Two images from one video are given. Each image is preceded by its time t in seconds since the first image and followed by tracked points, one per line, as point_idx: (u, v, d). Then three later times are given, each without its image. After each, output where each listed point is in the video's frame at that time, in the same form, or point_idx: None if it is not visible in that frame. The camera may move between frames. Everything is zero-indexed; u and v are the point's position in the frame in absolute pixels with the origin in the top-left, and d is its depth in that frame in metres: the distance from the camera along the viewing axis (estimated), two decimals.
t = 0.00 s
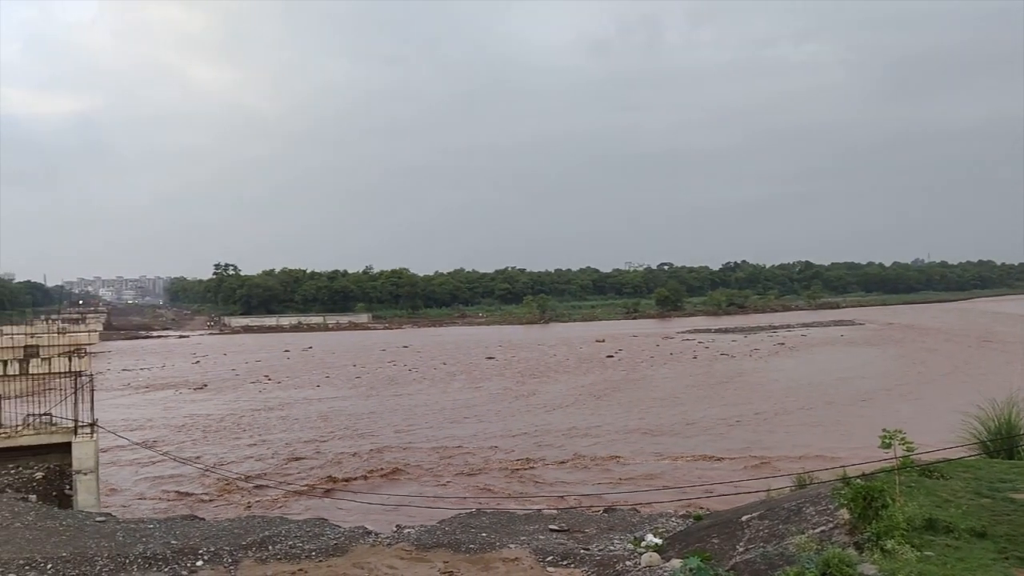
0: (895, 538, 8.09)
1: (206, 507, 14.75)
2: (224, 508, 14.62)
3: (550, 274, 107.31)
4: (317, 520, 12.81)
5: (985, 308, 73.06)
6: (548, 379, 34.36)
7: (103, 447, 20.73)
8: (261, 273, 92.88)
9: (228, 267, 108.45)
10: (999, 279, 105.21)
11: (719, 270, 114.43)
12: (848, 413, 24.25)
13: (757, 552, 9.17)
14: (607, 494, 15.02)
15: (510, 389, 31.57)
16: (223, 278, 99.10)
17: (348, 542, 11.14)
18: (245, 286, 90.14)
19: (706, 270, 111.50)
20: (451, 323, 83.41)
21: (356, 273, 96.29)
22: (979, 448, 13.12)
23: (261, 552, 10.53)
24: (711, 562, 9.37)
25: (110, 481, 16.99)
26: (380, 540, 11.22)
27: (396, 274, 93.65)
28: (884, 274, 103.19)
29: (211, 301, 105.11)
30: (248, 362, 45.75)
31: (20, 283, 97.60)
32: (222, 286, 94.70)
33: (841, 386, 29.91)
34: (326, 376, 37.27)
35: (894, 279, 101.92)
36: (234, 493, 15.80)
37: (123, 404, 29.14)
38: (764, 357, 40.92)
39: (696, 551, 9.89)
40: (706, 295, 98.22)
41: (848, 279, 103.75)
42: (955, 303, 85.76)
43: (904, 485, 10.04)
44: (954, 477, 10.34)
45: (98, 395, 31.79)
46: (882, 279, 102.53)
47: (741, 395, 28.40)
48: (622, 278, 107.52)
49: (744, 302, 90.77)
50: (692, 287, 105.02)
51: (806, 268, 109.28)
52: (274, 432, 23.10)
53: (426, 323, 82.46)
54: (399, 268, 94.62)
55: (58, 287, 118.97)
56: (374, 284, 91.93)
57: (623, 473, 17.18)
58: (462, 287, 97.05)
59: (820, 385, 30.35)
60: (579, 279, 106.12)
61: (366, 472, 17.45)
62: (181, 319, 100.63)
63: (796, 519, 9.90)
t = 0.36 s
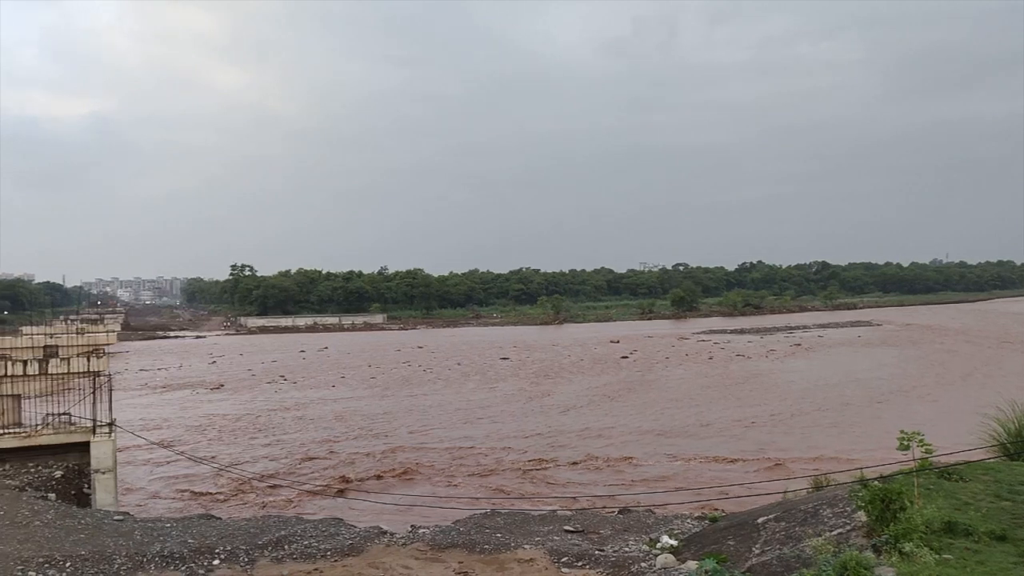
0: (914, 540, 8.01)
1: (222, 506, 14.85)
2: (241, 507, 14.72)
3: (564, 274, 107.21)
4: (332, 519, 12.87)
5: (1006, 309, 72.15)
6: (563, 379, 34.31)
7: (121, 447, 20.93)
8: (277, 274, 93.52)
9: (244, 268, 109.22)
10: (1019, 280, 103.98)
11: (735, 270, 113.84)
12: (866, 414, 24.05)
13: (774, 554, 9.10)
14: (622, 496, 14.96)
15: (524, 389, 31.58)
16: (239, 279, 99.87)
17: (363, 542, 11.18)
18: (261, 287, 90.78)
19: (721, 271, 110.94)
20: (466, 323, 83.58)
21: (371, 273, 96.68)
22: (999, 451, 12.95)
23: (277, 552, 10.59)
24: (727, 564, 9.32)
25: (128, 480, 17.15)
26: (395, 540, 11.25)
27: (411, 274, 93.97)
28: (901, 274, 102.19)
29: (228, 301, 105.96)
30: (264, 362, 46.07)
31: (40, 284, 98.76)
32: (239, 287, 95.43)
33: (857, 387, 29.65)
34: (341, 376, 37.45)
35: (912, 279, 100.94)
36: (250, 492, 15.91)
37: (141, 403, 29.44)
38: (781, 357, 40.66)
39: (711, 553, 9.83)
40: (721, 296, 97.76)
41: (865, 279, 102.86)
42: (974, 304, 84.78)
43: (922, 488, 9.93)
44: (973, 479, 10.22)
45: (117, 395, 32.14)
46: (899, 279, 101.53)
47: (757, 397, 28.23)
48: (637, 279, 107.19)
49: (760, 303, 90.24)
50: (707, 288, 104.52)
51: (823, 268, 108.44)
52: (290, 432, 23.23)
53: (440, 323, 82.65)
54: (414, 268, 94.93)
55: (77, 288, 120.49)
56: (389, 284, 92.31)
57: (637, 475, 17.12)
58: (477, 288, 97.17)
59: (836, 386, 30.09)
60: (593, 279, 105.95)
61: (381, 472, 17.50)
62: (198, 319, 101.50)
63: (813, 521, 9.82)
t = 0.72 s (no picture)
0: (933, 543, 7.90)
1: (239, 505, 14.96)
2: (257, 506, 14.81)
3: (579, 275, 107.11)
4: (348, 519, 12.91)
5: None
6: (578, 380, 34.29)
7: (139, 446, 21.13)
8: (294, 275, 94.19)
9: (260, 270, 110.01)
10: None
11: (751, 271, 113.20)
12: (883, 416, 23.82)
13: (791, 557, 9.03)
14: (637, 497, 14.92)
15: (539, 390, 31.58)
16: (256, 280, 100.70)
17: (379, 542, 11.21)
18: (278, 288, 91.45)
19: (737, 271, 110.37)
20: (481, 324, 83.83)
21: (386, 274, 97.11)
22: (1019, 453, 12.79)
23: (294, 551, 10.66)
24: (743, 566, 9.25)
25: (146, 480, 17.32)
26: (410, 541, 11.28)
27: (426, 275, 94.37)
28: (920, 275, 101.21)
29: (244, 302, 106.86)
30: (281, 362, 46.44)
31: (60, 286, 99.92)
32: (255, 288, 96.18)
33: (874, 389, 29.41)
34: (357, 377, 37.66)
35: (931, 279, 99.94)
36: (267, 492, 16.03)
37: (160, 404, 29.76)
38: (797, 358, 40.40)
39: (728, 555, 9.76)
40: (738, 297, 97.33)
41: (883, 280, 101.98)
42: (994, 305, 83.78)
43: (940, 490, 9.84)
44: (993, 482, 10.09)
45: (135, 395, 32.49)
46: (918, 280, 100.54)
47: (773, 398, 28.06)
48: (652, 279, 106.88)
49: (776, 304, 89.68)
50: (723, 289, 104.03)
51: (840, 268, 107.59)
52: (305, 432, 23.36)
53: (455, 324, 82.90)
54: (429, 269, 95.35)
55: (97, 290, 122.02)
56: (404, 285, 92.74)
57: (651, 476, 17.08)
58: (492, 289, 97.28)
59: (853, 388, 29.88)
60: (608, 280, 105.80)
61: (396, 473, 17.58)
62: (216, 320, 102.40)
63: (830, 523, 9.74)
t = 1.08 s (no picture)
0: (952, 545, 7.82)
1: (254, 503, 15.03)
2: (272, 503, 14.88)
3: (594, 274, 106.82)
4: (362, 517, 12.94)
5: None
6: (592, 380, 34.19)
7: (155, 444, 21.31)
8: (309, 275, 94.64)
9: (276, 269, 110.62)
10: None
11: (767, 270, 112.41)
12: (900, 417, 23.52)
13: (808, 557, 8.96)
14: (651, 497, 14.86)
15: (552, 389, 31.49)
16: (272, 279, 101.26)
17: (394, 540, 11.23)
18: (294, 287, 91.93)
19: (753, 271, 109.63)
20: (495, 323, 83.83)
21: (401, 273, 97.35)
22: None
23: (309, 548, 10.69)
24: (759, 566, 9.17)
25: (163, 477, 17.47)
26: (425, 539, 11.30)
27: (441, 274, 94.59)
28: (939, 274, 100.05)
29: (260, 301, 107.50)
30: (297, 361, 46.65)
31: (79, 284, 100.95)
32: (271, 286, 96.74)
33: (891, 389, 29.09)
34: (373, 375, 37.75)
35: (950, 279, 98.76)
36: (283, 490, 16.11)
37: (177, 401, 29.99)
38: (813, 358, 40.00)
39: (744, 555, 9.70)
40: (754, 296, 96.68)
41: (901, 280, 100.88)
42: (1015, 305, 82.67)
43: (960, 491, 9.73)
44: (1013, 484, 9.97)
45: (153, 393, 32.75)
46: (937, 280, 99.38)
47: (788, 398, 27.80)
48: (667, 279, 106.41)
49: (793, 304, 88.96)
50: (739, 288, 103.39)
51: (858, 268, 106.58)
52: (318, 430, 23.45)
53: (469, 323, 82.97)
54: (444, 268, 95.62)
55: (116, 289, 123.20)
56: (419, 284, 92.96)
57: (666, 475, 17.00)
58: (506, 288, 97.18)
59: (870, 388, 29.58)
60: (623, 279, 105.44)
61: (410, 471, 17.61)
62: (232, 319, 103.12)
63: (847, 525, 9.65)
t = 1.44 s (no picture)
0: (971, 546, 7.73)
1: (270, 499, 15.12)
2: (287, 500, 14.95)
3: (608, 272, 106.52)
4: (377, 514, 12.97)
5: None
6: (606, 378, 34.11)
7: (172, 440, 21.50)
8: (325, 273, 95.11)
9: (292, 266, 111.29)
10: None
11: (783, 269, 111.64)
12: (917, 417, 23.24)
13: (824, 558, 8.88)
14: (666, 497, 14.79)
15: (566, 387, 31.42)
16: (287, 277, 101.82)
17: (408, 537, 11.25)
18: (309, 285, 92.43)
19: (769, 269, 108.88)
20: (509, 321, 83.84)
21: (415, 271, 97.61)
22: None
23: (324, 545, 10.73)
24: (775, 566, 9.11)
25: (179, 472, 17.61)
26: (439, 536, 11.32)
27: (455, 273, 94.84)
28: (958, 273, 98.94)
29: (276, 299, 108.19)
30: (312, 358, 46.89)
31: (98, 281, 102.04)
32: (287, 284, 97.22)
33: (909, 389, 28.79)
34: (387, 373, 37.89)
35: (969, 278, 97.61)
36: (299, 486, 16.20)
37: (194, 398, 30.23)
38: (830, 358, 39.64)
39: (759, 555, 9.64)
40: (769, 295, 96.00)
41: (918, 279, 99.91)
42: None
43: (979, 492, 9.62)
44: None
45: (170, 390, 33.06)
46: (956, 278, 98.30)
47: (804, 398, 27.56)
48: (682, 277, 105.91)
49: (809, 302, 88.29)
50: (755, 287, 102.73)
51: (875, 266, 105.59)
52: (332, 427, 23.57)
53: (483, 322, 83.08)
54: (458, 266, 95.81)
55: (134, 287, 124.46)
56: (434, 282, 93.18)
57: (680, 475, 16.93)
58: (520, 286, 97.13)
59: (887, 388, 29.31)
60: (638, 278, 105.08)
61: (423, 469, 17.64)
62: (248, 316, 103.86)
63: (864, 525, 9.57)
